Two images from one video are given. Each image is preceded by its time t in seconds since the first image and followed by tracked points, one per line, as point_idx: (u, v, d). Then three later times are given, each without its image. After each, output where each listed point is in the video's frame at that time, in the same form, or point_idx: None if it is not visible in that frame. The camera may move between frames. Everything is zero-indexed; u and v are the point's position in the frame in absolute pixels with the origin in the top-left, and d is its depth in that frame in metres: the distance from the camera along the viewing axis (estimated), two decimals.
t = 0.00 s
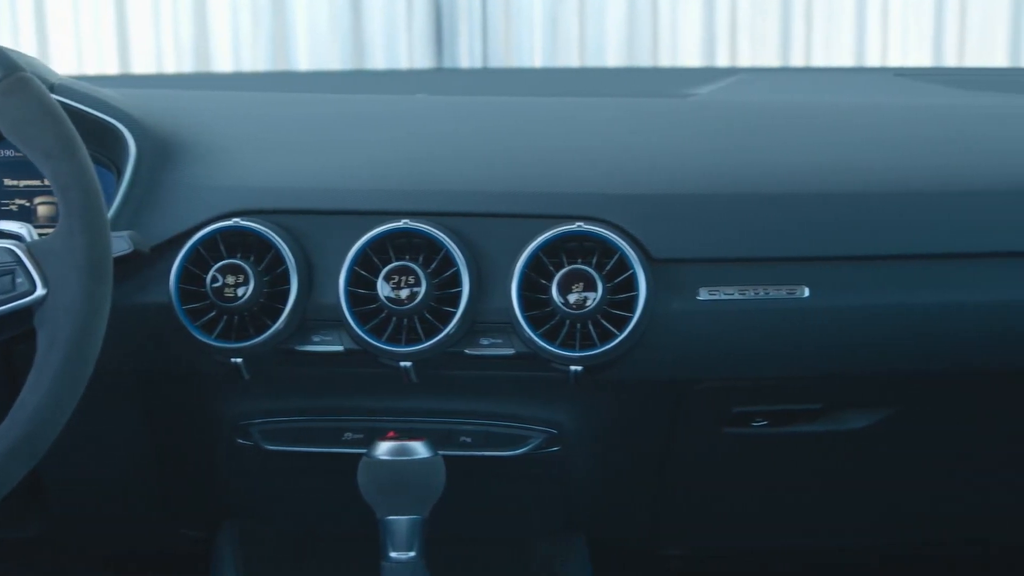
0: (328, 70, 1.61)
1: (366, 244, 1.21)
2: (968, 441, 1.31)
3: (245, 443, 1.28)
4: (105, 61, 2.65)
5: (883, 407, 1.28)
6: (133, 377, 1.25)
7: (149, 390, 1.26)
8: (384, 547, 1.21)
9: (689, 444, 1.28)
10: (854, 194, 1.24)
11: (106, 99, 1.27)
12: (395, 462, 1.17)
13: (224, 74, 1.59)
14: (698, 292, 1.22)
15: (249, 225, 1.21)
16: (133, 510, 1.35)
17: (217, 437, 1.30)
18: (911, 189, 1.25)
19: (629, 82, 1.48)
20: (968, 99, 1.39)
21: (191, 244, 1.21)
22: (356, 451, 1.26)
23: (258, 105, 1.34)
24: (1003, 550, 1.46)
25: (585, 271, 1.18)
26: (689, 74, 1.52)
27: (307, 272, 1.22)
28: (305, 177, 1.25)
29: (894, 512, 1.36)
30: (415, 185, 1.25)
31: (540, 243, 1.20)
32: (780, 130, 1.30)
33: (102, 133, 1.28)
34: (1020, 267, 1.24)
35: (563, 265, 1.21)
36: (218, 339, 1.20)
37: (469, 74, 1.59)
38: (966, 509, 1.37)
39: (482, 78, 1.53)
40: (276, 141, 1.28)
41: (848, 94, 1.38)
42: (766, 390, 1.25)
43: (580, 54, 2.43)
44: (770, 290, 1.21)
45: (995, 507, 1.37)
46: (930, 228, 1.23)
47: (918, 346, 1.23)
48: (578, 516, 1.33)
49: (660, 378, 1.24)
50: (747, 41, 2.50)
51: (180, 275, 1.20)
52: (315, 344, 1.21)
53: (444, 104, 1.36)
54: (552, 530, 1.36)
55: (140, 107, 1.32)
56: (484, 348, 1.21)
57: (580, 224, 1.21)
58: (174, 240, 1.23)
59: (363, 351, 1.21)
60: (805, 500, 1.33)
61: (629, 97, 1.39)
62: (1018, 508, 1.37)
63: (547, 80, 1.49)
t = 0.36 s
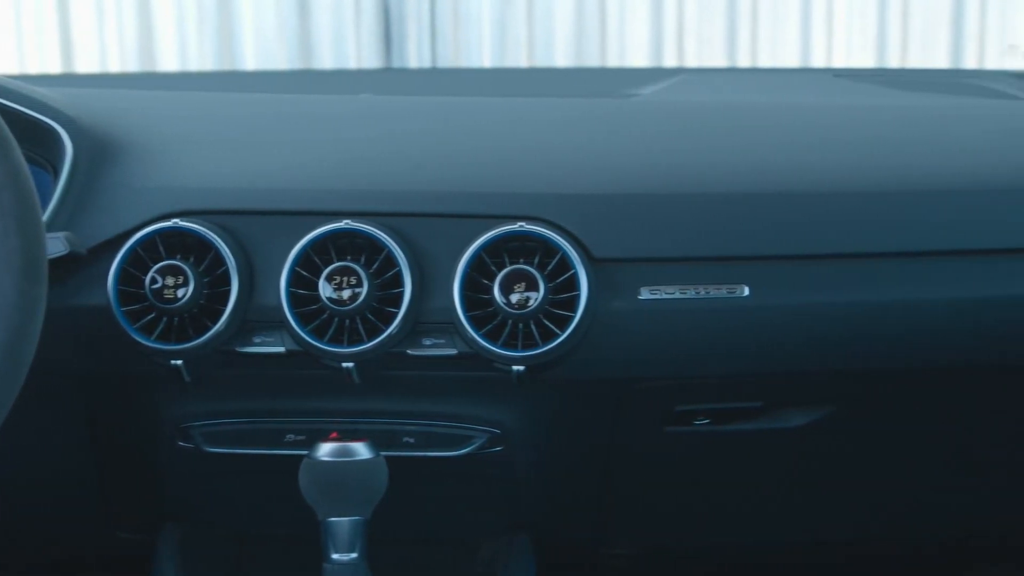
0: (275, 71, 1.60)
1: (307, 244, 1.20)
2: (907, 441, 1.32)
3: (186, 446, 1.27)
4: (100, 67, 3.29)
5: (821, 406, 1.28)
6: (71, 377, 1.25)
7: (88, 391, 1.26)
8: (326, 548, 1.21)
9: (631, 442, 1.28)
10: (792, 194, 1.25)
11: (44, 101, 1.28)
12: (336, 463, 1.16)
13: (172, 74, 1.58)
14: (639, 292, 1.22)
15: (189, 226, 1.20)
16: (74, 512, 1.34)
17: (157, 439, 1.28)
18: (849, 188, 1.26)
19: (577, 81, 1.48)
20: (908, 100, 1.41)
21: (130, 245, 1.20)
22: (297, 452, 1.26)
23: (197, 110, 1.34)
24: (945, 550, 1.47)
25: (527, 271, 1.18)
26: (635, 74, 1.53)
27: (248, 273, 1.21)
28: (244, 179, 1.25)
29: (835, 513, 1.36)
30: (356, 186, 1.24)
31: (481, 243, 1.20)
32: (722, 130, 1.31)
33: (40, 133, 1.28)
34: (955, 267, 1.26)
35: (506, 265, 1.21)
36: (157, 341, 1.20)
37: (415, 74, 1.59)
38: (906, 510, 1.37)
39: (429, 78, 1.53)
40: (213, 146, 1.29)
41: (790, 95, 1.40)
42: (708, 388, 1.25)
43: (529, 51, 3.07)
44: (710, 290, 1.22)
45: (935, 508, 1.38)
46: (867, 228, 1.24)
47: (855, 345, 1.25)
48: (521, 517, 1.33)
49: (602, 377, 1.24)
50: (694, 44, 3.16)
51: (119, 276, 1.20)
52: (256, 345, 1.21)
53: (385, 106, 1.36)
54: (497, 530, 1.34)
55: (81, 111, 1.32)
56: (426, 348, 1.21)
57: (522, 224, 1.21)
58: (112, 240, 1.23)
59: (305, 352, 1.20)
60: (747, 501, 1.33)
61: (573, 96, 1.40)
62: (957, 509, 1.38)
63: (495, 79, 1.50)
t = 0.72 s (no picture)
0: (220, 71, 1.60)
1: (246, 244, 1.19)
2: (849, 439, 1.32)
3: (123, 449, 1.26)
4: (42, 69, 3.22)
5: (761, 403, 1.28)
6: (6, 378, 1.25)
7: (24, 392, 1.26)
8: (265, 550, 1.20)
9: (573, 442, 1.28)
10: (732, 194, 1.25)
11: None
12: (275, 465, 1.15)
13: (114, 74, 1.58)
14: (580, 291, 1.23)
15: (125, 227, 1.19)
16: (8, 518, 1.31)
17: (93, 442, 1.27)
18: (789, 188, 1.26)
19: (519, 81, 1.49)
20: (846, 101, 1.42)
21: (65, 245, 1.19)
22: (236, 454, 1.25)
23: (134, 112, 1.33)
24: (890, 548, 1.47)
25: (467, 271, 1.18)
26: (579, 74, 1.54)
27: (186, 274, 1.20)
28: (180, 180, 1.24)
29: (779, 513, 1.36)
30: (294, 186, 1.24)
31: (422, 243, 1.20)
32: (662, 128, 1.32)
33: None
34: (892, 265, 1.27)
35: (446, 265, 1.21)
36: (93, 343, 1.19)
37: (361, 74, 1.58)
38: (851, 510, 1.37)
39: (373, 78, 1.53)
40: (149, 147, 1.28)
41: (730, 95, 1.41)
42: (649, 386, 1.26)
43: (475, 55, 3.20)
44: (650, 289, 1.23)
45: (880, 507, 1.37)
46: (806, 227, 1.25)
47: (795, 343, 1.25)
48: (464, 517, 1.33)
49: (544, 377, 1.24)
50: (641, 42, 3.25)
51: (53, 278, 1.18)
52: (195, 347, 1.20)
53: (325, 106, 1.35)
54: (439, 530, 1.34)
55: (17, 110, 1.32)
56: (366, 349, 1.20)
57: (462, 224, 1.21)
58: (49, 239, 1.21)
59: (244, 353, 1.19)
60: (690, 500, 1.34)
61: (514, 96, 1.41)
62: (902, 508, 1.38)
63: (437, 79, 1.51)
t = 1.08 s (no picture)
0: (163, 72, 1.59)
1: (182, 245, 1.18)
2: (792, 439, 1.31)
3: (59, 452, 1.25)
4: None
5: (702, 400, 1.28)
6: None
7: None
8: (202, 554, 1.19)
9: (513, 442, 1.28)
10: (674, 193, 1.24)
11: None
12: (211, 467, 1.15)
13: (55, 73, 1.57)
14: (519, 292, 1.22)
15: (60, 228, 1.18)
16: None
17: (28, 446, 1.26)
18: (732, 185, 1.25)
19: (460, 82, 1.50)
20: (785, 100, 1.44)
21: None
22: (174, 456, 1.25)
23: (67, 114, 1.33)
24: (833, 553, 1.47)
25: (406, 271, 1.17)
26: (520, 74, 1.55)
27: (122, 275, 1.19)
28: (112, 179, 1.23)
29: (722, 511, 1.36)
30: (230, 186, 1.23)
31: (360, 243, 1.19)
32: (600, 128, 1.33)
33: None
34: (847, 263, 1.24)
35: (385, 265, 1.20)
36: (27, 345, 1.17)
37: (299, 75, 1.59)
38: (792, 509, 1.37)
39: (310, 78, 1.53)
40: (83, 148, 1.27)
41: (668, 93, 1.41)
42: (590, 386, 1.25)
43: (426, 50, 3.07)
44: (589, 288, 1.22)
45: (823, 508, 1.37)
46: (753, 225, 1.23)
47: (741, 341, 1.24)
48: (404, 516, 1.34)
49: (484, 378, 1.24)
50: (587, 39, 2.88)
51: None
52: (131, 349, 1.19)
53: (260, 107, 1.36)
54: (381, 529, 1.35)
55: None
56: (306, 350, 1.19)
57: (401, 224, 1.20)
58: None
59: (182, 354, 1.18)
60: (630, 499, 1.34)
61: (453, 96, 1.42)
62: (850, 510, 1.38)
63: (380, 80, 1.51)
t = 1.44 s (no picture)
0: (105, 71, 1.58)
1: (117, 247, 1.17)
2: (731, 438, 1.32)
3: None
4: None
5: (642, 399, 1.28)
6: None
7: None
8: (138, 557, 1.18)
9: (453, 442, 1.28)
10: (614, 192, 1.24)
11: None
12: (145, 471, 1.13)
13: None
14: (458, 291, 1.20)
15: None
16: None
17: None
18: (672, 187, 1.25)
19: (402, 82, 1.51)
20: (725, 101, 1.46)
21: None
22: (110, 460, 1.23)
23: None
24: (774, 549, 1.49)
25: (344, 271, 1.15)
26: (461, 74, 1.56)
27: (55, 277, 1.17)
28: (42, 181, 1.22)
29: (663, 507, 1.37)
30: (166, 187, 1.21)
31: (298, 243, 1.18)
32: (539, 129, 1.34)
33: None
34: (788, 262, 1.24)
35: (323, 266, 1.18)
36: None
37: (239, 74, 1.59)
38: (733, 506, 1.38)
39: (251, 77, 1.53)
40: (16, 150, 1.26)
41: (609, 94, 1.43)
42: (529, 387, 1.25)
43: (368, 53, 3.30)
44: (528, 288, 1.21)
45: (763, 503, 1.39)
46: (693, 224, 1.23)
47: (682, 338, 1.23)
48: (346, 517, 1.33)
49: (424, 378, 1.23)
50: (533, 41, 3.28)
51: None
52: (65, 352, 1.17)
53: (197, 110, 1.36)
54: (321, 531, 1.34)
55: None
56: (243, 351, 1.18)
57: (339, 224, 1.19)
58: None
59: (116, 356, 1.16)
60: (572, 498, 1.35)
61: (393, 97, 1.43)
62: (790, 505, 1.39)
63: (323, 81, 1.51)
